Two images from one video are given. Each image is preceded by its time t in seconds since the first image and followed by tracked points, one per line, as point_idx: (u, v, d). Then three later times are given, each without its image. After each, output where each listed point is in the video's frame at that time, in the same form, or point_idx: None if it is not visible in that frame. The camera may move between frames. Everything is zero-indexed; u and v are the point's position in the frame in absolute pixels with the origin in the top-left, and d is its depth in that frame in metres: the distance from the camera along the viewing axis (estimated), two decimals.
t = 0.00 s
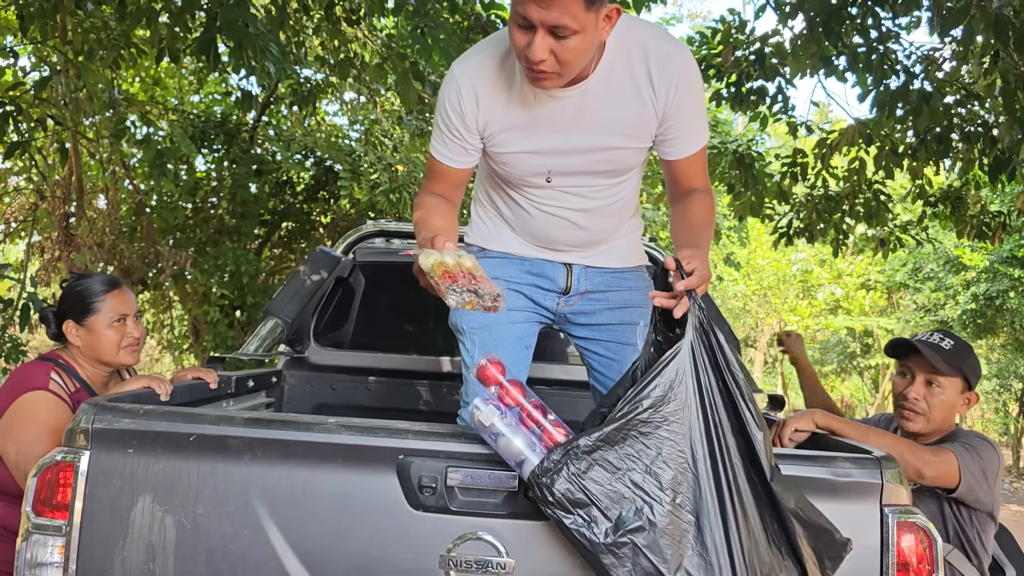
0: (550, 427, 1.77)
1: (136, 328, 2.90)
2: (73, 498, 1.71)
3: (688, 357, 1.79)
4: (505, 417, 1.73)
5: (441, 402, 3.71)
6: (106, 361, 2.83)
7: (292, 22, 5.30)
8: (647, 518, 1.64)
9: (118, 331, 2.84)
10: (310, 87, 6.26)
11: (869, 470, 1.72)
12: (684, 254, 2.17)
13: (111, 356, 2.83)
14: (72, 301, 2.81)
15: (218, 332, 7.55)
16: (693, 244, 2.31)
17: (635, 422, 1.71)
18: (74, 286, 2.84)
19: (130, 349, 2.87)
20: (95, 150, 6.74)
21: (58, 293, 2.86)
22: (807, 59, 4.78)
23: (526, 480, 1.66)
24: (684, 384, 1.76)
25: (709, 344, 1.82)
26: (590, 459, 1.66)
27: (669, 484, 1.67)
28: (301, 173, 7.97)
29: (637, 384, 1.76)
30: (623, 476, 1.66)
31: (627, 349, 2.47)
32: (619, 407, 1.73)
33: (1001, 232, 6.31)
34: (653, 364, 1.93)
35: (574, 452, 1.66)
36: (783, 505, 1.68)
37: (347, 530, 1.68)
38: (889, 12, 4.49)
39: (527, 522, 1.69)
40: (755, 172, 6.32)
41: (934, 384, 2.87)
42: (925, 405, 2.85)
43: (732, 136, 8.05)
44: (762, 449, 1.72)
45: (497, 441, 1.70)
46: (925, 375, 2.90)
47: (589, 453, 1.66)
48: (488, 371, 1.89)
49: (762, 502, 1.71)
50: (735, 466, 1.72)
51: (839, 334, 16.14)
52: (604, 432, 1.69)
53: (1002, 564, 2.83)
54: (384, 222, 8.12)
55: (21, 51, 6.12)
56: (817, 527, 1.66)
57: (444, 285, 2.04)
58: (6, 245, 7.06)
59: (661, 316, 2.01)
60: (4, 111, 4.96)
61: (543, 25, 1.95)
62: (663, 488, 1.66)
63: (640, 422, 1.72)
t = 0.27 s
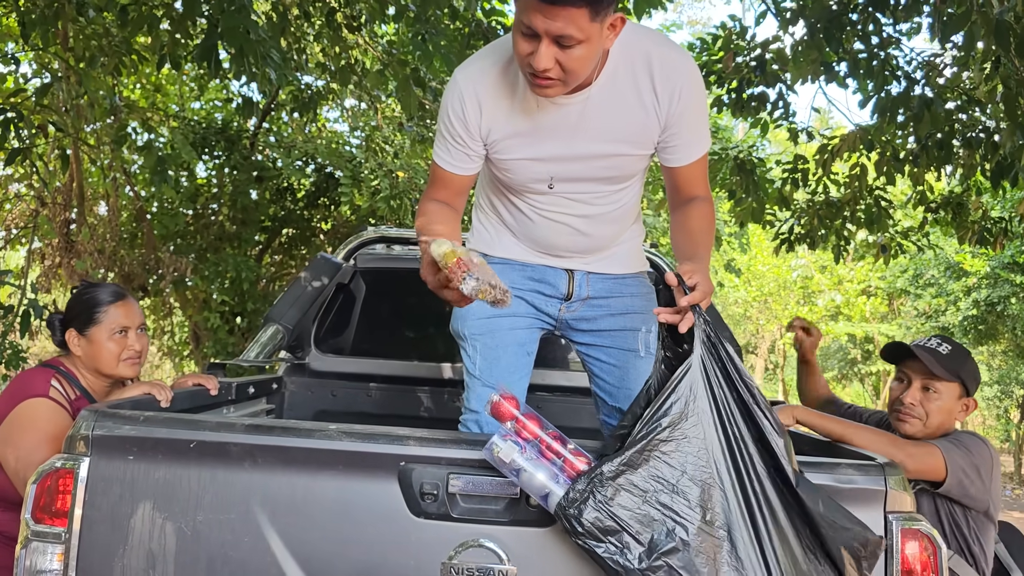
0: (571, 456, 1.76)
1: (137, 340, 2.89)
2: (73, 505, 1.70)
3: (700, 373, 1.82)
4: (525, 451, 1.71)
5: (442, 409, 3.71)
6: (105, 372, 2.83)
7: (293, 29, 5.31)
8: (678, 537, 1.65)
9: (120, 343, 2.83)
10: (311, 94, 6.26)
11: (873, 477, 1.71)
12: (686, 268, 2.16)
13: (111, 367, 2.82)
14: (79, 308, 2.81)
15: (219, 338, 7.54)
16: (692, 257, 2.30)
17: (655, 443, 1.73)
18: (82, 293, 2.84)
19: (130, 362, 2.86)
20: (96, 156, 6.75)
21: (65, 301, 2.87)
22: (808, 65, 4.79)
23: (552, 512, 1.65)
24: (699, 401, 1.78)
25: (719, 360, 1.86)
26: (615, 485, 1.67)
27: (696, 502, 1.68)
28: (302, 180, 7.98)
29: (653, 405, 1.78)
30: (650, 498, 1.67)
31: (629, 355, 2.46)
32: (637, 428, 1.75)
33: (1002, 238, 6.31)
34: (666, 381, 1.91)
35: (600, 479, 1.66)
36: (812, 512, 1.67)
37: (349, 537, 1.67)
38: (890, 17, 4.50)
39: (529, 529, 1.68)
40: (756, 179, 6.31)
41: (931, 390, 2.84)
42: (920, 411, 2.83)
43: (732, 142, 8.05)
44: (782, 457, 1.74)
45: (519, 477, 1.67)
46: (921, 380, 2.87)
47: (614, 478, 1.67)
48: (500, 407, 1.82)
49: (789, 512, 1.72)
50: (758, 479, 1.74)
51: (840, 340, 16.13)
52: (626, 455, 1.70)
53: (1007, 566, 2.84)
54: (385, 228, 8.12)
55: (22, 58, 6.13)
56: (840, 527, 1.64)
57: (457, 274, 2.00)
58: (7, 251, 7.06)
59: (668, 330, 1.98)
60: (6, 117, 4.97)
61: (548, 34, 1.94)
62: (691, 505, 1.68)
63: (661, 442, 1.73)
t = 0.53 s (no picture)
0: (579, 466, 1.76)
1: (140, 354, 2.89)
2: (72, 511, 1.69)
3: (707, 382, 1.82)
4: (535, 461, 1.71)
5: (443, 415, 3.69)
6: (106, 385, 2.82)
7: (295, 34, 5.32)
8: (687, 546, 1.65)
9: (122, 356, 2.83)
10: (312, 99, 6.25)
11: (875, 482, 1.70)
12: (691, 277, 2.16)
13: (110, 380, 2.82)
14: (86, 318, 2.83)
15: (220, 343, 7.54)
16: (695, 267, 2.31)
17: (664, 452, 1.73)
18: (92, 303, 2.86)
19: (131, 376, 2.85)
20: (97, 161, 6.76)
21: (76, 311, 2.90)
22: (808, 71, 4.79)
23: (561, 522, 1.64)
24: (707, 410, 1.78)
25: (727, 370, 1.86)
26: (624, 494, 1.67)
27: (705, 511, 1.68)
28: (303, 185, 7.99)
29: (661, 415, 1.78)
30: (659, 507, 1.67)
31: (631, 360, 2.45)
32: (646, 438, 1.75)
33: (1004, 242, 6.30)
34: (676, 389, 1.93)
35: (608, 488, 1.67)
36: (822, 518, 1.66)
37: (349, 543, 1.66)
38: (892, 23, 4.50)
39: (530, 534, 1.67)
40: (757, 183, 6.33)
41: (931, 392, 2.84)
42: (921, 412, 2.82)
43: (734, 147, 8.05)
44: (790, 464, 1.74)
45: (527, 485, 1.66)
46: (923, 382, 2.86)
47: (622, 488, 1.67)
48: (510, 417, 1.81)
49: (799, 520, 1.71)
50: (767, 487, 1.73)
51: (841, 345, 16.11)
52: (634, 465, 1.70)
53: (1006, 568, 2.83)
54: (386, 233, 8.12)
55: (24, 63, 6.15)
56: (851, 534, 1.63)
57: (472, 245, 2.00)
58: (8, 256, 7.06)
59: (676, 340, 2.00)
60: (8, 122, 4.97)
61: (550, 42, 1.94)
62: (699, 513, 1.67)
63: (669, 451, 1.73)
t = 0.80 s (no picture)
0: (576, 470, 1.73)
1: (141, 368, 2.88)
2: (72, 515, 1.69)
3: (706, 393, 1.82)
4: (531, 464, 1.69)
5: (444, 418, 3.68)
6: (103, 399, 2.82)
7: (296, 38, 5.32)
8: (680, 555, 1.65)
9: (119, 371, 2.82)
10: (314, 103, 6.26)
11: (877, 486, 1.69)
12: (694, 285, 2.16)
13: (106, 395, 2.81)
14: (90, 328, 2.83)
15: (221, 348, 7.54)
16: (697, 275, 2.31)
17: (661, 460, 1.73)
18: (99, 311, 2.87)
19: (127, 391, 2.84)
20: (100, 166, 6.77)
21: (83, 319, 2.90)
22: (810, 75, 4.79)
23: (556, 525, 1.64)
24: (705, 420, 1.78)
25: (726, 379, 1.86)
26: (620, 501, 1.67)
27: (700, 520, 1.68)
28: (305, 190, 7.99)
29: (659, 423, 1.78)
30: (654, 514, 1.67)
31: (632, 364, 2.44)
32: (643, 445, 1.75)
33: (1007, 246, 6.29)
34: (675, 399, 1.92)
35: (604, 494, 1.66)
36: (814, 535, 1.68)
37: (349, 547, 1.66)
38: (893, 27, 4.50)
39: (531, 539, 1.67)
40: (758, 187, 6.35)
41: (904, 395, 2.82)
42: (896, 417, 2.80)
43: (736, 150, 8.04)
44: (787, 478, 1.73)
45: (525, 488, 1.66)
46: (895, 386, 2.85)
47: (619, 494, 1.67)
48: (509, 419, 1.79)
49: (791, 532, 1.72)
50: (762, 499, 1.74)
51: (843, 349, 16.09)
52: (632, 472, 1.70)
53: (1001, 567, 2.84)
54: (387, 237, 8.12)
55: (26, 68, 6.15)
56: (843, 551, 1.64)
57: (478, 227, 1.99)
58: (10, 261, 7.06)
59: (676, 347, 2.00)
60: (9, 127, 4.97)
61: (555, 49, 1.94)
62: (694, 523, 1.68)
63: (666, 460, 1.73)
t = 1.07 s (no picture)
0: (570, 467, 1.74)
1: (143, 376, 2.88)
2: (73, 518, 1.69)
3: (704, 395, 1.80)
4: (526, 458, 1.70)
5: (446, 422, 3.69)
6: (104, 405, 2.83)
7: (298, 42, 5.33)
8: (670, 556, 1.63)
9: (123, 379, 2.83)
10: (316, 107, 6.27)
11: (878, 489, 1.69)
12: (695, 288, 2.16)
13: (110, 403, 2.83)
14: (91, 336, 2.82)
15: (224, 351, 7.55)
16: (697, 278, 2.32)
17: (655, 461, 1.72)
18: (102, 317, 2.86)
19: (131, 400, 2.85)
20: (102, 170, 6.77)
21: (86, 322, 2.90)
22: (812, 78, 4.80)
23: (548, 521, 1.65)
24: (701, 422, 1.77)
25: (725, 382, 1.84)
26: (612, 499, 1.66)
27: (692, 522, 1.66)
28: (308, 193, 8.00)
29: (655, 423, 1.76)
30: (646, 514, 1.66)
31: (633, 367, 2.45)
32: (638, 445, 1.74)
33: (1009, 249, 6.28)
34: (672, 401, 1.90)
35: (596, 492, 1.66)
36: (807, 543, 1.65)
37: (350, 550, 1.66)
38: (894, 30, 4.51)
39: (532, 542, 1.67)
40: (760, 190, 6.37)
41: (889, 394, 2.81)
42: (880, 414, 2.81)
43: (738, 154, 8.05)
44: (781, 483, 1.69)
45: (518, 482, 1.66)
46: (880, 385, 2.84)
47: (611, 493, 1.66)
48: (505, 414, 1.80)
49: (785, 538, 1.69)
50: (756, 504, 1.71)
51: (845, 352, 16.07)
52: (625, 471, 1.69)
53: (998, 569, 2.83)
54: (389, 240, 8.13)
55: (29, 72, 6.17)
56: (834, 556, 1.63)
57: (484, 253, 1.97)
58: (13, 265, 7.07)
59: (676, 350, 2.00)
60: (12, 131, 4.97)
61: (559, 59, 1.94)
62: (685, 524, 1.66)
63: (661, 460, 1.72)
